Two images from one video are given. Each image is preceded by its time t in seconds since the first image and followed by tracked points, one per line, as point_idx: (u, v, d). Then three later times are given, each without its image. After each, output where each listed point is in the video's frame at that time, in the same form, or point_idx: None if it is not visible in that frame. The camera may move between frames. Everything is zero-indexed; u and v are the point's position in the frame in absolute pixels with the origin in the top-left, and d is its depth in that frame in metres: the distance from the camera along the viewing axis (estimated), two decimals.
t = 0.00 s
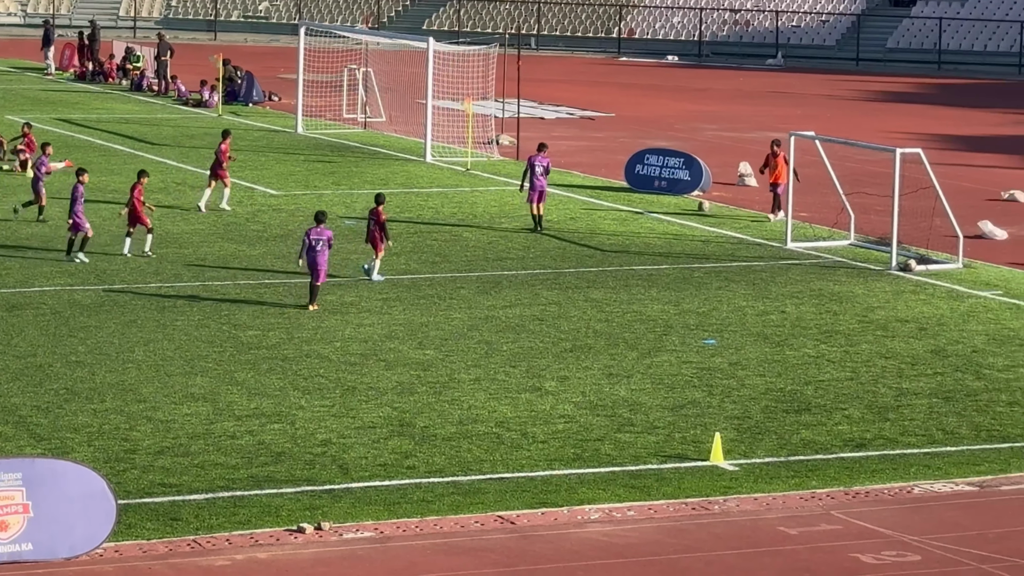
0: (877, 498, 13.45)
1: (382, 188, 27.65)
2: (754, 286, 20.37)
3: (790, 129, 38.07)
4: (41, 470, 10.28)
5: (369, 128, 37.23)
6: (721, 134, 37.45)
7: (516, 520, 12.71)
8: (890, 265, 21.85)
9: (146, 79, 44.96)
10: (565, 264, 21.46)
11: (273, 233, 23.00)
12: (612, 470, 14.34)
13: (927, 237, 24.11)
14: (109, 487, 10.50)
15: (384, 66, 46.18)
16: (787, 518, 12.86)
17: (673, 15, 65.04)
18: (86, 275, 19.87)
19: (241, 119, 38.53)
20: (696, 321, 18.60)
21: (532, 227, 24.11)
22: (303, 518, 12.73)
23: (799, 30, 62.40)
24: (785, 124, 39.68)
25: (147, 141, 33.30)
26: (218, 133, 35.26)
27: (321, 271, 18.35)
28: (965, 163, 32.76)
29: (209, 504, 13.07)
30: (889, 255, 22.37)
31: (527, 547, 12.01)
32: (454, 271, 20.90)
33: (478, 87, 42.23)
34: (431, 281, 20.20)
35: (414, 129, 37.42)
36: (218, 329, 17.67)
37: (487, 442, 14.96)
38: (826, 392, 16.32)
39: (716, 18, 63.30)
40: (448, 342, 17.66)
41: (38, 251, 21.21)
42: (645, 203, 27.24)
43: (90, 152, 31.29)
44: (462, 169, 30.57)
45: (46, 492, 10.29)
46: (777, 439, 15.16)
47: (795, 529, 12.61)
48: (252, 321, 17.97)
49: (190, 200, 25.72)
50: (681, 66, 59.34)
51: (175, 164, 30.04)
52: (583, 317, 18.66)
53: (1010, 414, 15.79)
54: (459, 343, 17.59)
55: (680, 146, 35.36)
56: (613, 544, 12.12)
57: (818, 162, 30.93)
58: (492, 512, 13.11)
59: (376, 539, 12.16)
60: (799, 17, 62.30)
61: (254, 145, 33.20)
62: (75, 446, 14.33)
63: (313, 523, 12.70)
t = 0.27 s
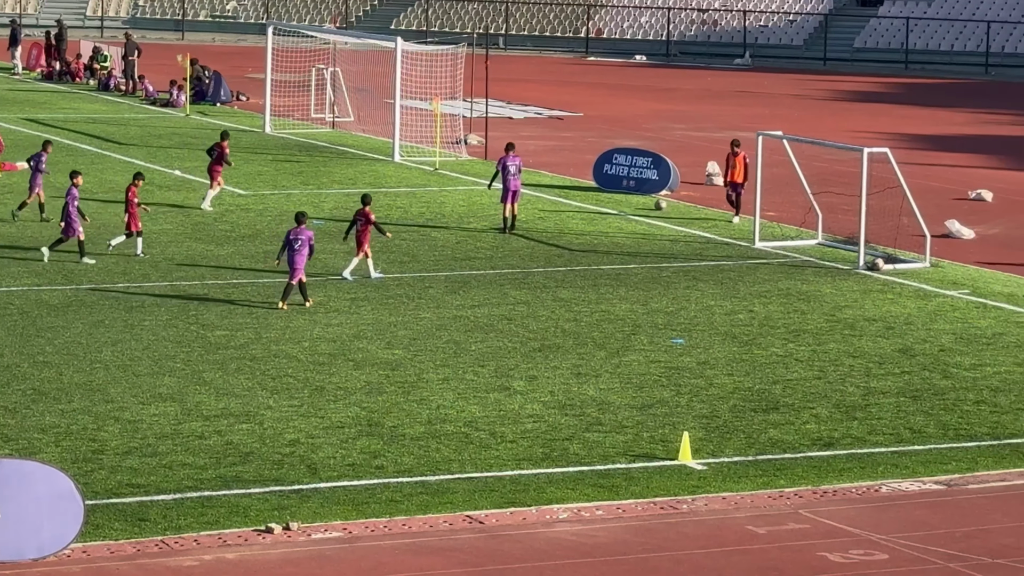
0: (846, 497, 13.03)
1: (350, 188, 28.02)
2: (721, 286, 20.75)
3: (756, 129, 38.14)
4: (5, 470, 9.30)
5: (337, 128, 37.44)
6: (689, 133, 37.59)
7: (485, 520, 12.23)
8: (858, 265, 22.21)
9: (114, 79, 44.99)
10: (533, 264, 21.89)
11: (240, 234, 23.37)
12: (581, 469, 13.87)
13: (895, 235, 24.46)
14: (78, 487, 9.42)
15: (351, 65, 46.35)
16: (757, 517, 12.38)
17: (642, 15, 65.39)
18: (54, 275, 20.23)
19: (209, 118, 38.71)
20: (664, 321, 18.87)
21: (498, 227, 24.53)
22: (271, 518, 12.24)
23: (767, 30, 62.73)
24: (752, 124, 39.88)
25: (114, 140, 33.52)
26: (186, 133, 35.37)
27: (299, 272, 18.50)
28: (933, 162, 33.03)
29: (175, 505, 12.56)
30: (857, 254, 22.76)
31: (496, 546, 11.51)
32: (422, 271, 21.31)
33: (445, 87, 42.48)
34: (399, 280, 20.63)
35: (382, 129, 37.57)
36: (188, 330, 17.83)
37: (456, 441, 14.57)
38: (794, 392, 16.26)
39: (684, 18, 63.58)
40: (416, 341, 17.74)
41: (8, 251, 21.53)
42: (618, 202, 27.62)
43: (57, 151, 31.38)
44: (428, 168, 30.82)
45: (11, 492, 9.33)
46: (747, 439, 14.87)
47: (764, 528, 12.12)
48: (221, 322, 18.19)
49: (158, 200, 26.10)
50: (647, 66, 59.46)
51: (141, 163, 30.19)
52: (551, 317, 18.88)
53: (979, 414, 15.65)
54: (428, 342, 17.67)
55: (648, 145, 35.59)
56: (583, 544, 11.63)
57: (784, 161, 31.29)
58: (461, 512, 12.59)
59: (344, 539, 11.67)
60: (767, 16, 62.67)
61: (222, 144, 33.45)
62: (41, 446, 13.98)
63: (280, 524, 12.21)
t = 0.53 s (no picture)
0: (822, 495, 13.07)
1: (328, 187, 28.02)
2: (699, 285, 20.79)
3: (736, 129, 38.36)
4: None
5: (315, 127, 37.42)
6: (667, 133, 37.63)
7: (463, 519, 12.23)
8: (835, 264, 22.27)
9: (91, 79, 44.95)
10: (511, 263, 21.90)
11: (217, 233, 23.36)
12: (559, 468, 13.88)
13: (872, 235, 24.52)
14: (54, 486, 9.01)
15: (329, 65, 46.34)
16: (733, 516, 12.40)
17: (620, 15, 65.46)
18: (30, 275, 20.22)
19: (187, 117, 38.67)
20: (642, 319, 18.93)
21: (477, 226, 24.55)
22: (249, 518, 12.24)
23: (745, 29, 62.80)
24: (729, 122, 39.96)
25: (91, 139, 33.46)
26: (164, 132, 35.31)
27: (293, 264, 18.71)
28: (910, 161, 33.12)
29: (155, 505, 12.54)
30: (834, 253, 22.83)
31: (474, 546, 11.51)
32: (400, 270, 21.32)
33: (423, 87, 42.49)
34: (377, 280, 20.63)
35: (361, 128, 37.57)
36: (166, 329, 17.83)
37: (434, 440, 14.57)
38: (771, 391, 16.29)
39: (662, 18, 63.60)
40: (394, 341, 17.74)
41: None
42: (595, 201, 27.66)
43: (33, 151, 31.31)
44: (406, 167, 30.80)
45: None
46: (724, 438, 14.89)
47: (741, 526, 12.14)
48: (199, 321, 18.19)
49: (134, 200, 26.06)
50: (625, 66, 59.50)
51: (119, 162, 30.16)
52: (529, 317, 18.89)
53: (956, 412, 15.70)
54: (405, 342, 17.66)
55: (627, 144, 35.63)
56: (560, 543, 11.63)
57: (764, 160, 31.34)
58: (438, 511, 12.58)
59: (322, 538, 11.66)
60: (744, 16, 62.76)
61: (199, 143, 33.41)
62: (19, 446, 13.93)
63: (259, 524, 12.21)
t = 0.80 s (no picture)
0: (810, 494, 13.08)
1: (317, 186, 28.02)
2: (688, 284, 20.82)
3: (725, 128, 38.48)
4: None
5: (304, 126, 37.42)
6: (656, 131, 37.65)
7: (451, 518, 12.23)
8: (824, 262, 22.31)
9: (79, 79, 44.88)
10: (500, 262, 21.91)
11: (206, 233, 23.36)
12: (548, 468, 13.87)
13: (861, 234, 24.56)
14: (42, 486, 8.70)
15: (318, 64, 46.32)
16: (722, 515, 12.41)
17: (608, 14, 65.59)
18: (18, 274, 20.20)
19: (176, 116, 38.65)
20: (631, 318, 18.96)
21: (466, 225, 24.56)
22: (238, 518, 12.23)
23: (733, 28, 62.87)
24: (718, 121, 40.01)
25: (79, 138, 33.43)
26: (152, 131, 35.25)
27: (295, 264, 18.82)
28: (898, 160, 33.17)
29: (144, 504, 12.53)
30: (823, 252, 22.87)
31: (462, 545, 11.52)
32: (389, 270, 21.32)
33: (411, 86, 42.50)
34: (366, 279, 20.62)
35: (350, 127, 37.57)
36: (154, 328, 17.83)
37: (423, 440, 14.57)
38: (760, 390, 16.31)
39: (650, 17, 63.95)
40: (383, 340, 17.73)
41: None
42: (584, 199, 27.65)
43: (20, 150, 31.26)
44: (395, 166, 30.80)
45: None
46: (713, 437, 14.89)
47: (729, 525, 12.15)
48: (188, 321, 18.19)
49: (122, 199, 26.05)
50: (613, 65, 59.51)
51: (107, 161, 30.15)
52: (518, 316, 18.89)
53: (944, 411, 15.72)
54: (394, 341, 17.66)
55: (616, 143, 35.65)
56: (548, 542, 11.64)
57: (753, 160, 31.36)
58: (426, 510, 12.58)
59: (311, 538, 11.66)
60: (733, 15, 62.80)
61: (188, 143, 33.38)
62: (7, 446, 13.90)
63: (247, 523, 12.21)
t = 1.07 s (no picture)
0: (807, 493, 13.08)
1: (313, 185, 28.01)
2: (684, 283, 20.84)
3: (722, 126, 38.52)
4: None
5: (300, 126, 37.40)
6: (652, 131, 37.67)
7: (448, 517, 12.23)
8: (820, 262, 22.31)
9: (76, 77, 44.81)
10: (496, 261, 21.92)
11: (202, 233, 23.34)
12: (544, 466, 13.88)
13: (857, 233, 24.57)
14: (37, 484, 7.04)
15: (315, 64, 46.32)
16: (719, 514, 12.42)
17: (605, 12, 65.68)
18: (14, 274, 20.19)
19: (172, 115, 38.60)
20: (628, 317, 18.97)
21: (462, 224, 24.55)
22: (235, 517, 12.23)
23: (729, 27, 62.93)
24: (715, 121, 40.04)
25: (75, 138, 33.39)
26: (147, 131, 35.18)
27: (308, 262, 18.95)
28: (894, 159, 33.18)
29: (141, 504, 12.53)
30: (820, 252, 22.85)
31: (460, 544, 11.51)
32: (385, 268, 21.33)
33: (408, 85, 42.48)
34: (362, 278, 20.63)
35: (347, 126, 37.55)
36: (151, 328, 17.82)
37: (419, 438, 14.58)
38: (756, 388, 16.34)
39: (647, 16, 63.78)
40: (379, 339, 17.74)
41: None
42: (581, 199, 27.63)
43: (16, 149, 31.19)
44: (391, 165, 30.78)
45: None
46: (709, 436, 14.91)
47: (726, 524, 12.16)
48: (184, 320, 18.17)
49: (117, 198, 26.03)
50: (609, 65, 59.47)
51: (103, 161, 30.13)
52: (514, 315, 18.90)
53: (940, 410, 15.73)
54: (390, 340, 17.65)
55: (612, 142, 35.66)
56: (545, 541, 11.63)
57: (749, 159, 31.38)
58: (423, 509, 12.58)
59: (308, 537, 11.64)
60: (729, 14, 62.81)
61: (184, 142, 33.34)
62: (4, 445, 13.88)
63: (244, 522, 12.21)
